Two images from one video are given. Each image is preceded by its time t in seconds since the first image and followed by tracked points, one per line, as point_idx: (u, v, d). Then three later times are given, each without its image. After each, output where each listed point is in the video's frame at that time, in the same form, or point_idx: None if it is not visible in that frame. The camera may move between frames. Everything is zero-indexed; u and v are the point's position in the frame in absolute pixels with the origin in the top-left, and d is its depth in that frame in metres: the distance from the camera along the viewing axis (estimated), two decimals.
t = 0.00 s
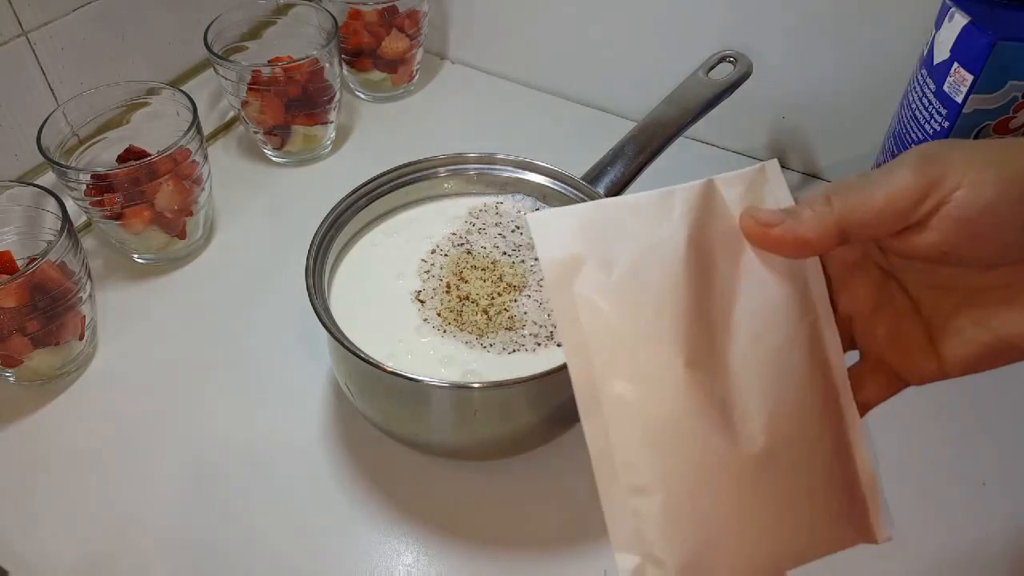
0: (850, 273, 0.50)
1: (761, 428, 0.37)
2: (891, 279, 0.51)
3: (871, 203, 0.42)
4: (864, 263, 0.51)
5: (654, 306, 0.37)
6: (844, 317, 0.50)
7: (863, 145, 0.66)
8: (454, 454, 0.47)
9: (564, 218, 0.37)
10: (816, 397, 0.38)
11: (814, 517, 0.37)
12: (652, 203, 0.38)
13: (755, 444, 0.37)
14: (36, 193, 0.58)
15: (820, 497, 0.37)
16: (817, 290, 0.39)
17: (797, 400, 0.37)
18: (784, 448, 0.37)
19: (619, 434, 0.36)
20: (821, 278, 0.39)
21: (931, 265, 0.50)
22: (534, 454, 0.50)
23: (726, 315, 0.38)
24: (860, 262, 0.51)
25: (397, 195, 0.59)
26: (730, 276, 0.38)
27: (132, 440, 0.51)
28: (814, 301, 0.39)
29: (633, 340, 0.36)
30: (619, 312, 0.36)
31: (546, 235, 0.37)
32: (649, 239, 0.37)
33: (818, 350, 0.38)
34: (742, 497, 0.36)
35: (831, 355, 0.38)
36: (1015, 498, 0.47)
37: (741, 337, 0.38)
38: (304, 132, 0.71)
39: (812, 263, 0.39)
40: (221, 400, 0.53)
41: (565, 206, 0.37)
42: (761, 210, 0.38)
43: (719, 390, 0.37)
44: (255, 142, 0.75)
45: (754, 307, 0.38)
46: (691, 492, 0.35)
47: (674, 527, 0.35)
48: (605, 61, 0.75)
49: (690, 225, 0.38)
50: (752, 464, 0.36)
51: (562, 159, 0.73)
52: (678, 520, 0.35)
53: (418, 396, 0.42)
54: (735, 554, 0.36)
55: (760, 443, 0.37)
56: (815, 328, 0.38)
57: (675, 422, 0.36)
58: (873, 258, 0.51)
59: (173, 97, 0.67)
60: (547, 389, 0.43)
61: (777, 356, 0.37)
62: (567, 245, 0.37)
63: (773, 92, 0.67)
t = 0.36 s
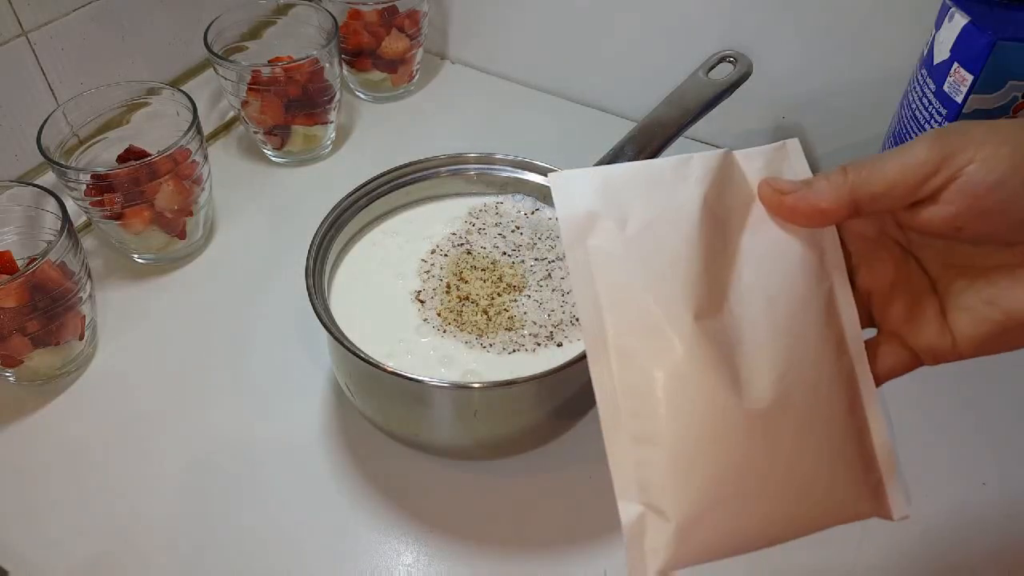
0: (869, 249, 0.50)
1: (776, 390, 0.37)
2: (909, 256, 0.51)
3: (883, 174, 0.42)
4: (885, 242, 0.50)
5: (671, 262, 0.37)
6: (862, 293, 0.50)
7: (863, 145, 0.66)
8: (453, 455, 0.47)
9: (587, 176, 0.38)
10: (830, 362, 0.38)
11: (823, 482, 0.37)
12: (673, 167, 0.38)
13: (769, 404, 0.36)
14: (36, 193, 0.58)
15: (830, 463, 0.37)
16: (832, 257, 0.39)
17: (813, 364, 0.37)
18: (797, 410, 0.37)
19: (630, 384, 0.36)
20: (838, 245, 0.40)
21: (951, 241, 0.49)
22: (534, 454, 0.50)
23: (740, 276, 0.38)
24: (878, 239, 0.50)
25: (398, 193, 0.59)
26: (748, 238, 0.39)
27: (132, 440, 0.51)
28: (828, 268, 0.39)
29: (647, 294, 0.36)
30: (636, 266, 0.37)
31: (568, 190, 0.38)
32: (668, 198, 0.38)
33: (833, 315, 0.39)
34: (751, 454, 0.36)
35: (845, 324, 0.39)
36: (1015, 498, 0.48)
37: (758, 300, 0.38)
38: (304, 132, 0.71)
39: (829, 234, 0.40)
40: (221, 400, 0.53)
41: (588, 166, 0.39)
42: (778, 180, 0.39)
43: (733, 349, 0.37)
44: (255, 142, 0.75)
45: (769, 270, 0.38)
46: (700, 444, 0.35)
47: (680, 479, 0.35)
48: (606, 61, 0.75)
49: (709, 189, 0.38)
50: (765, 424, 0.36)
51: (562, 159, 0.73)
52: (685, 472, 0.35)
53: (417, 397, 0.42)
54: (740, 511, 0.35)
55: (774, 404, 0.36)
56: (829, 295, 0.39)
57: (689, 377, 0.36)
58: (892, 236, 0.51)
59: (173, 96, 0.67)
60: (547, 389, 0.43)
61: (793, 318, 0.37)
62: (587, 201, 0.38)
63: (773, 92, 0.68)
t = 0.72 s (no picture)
0: (883, 250, 0.49)
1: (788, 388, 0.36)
2: (926, 258, 0.50)
3: (903, 172, 0.42)
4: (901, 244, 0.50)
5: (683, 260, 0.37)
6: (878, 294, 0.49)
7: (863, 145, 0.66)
8: (454, 455, 0.47)
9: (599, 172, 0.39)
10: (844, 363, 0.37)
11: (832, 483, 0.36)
12: (686, 163, 0.39)
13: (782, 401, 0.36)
14: (37, 193, 0.58)
15: (842, 465, 0.37)
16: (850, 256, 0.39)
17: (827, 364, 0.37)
18: (809, 410, 0.36)
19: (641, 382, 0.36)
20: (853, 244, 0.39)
21: (968, 242, 0.49)
22: (534, 453, 0.50)
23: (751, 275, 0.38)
24: (893, 240, 0.50)
25: (398, 193, 0.59)
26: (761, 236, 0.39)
27: (131, 439, 0.51)
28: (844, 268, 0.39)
29: (658, 291, 0.37)
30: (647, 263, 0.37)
31: (581, 183, 0.38)
32: (679, 196, 0.38)
33: (848, 315, 0.38)
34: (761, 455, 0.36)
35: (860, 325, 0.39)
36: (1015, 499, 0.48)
37: (770, 297, 0.37)
38: (304, 132, 0.71)
39: (845, 232, 0.39)
40: (221, 400, 0.53)
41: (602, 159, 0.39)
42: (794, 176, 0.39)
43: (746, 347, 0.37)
44: (255, 142, 0.75)
45: (782, 268, 0.38)
46: (709, 444, 0.35)
47: (688, 479, 0.35)
48: (606, 61, 0.75)
49: (722, 187, 0.38)
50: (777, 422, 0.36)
51: (562, 159, 0.73)
52: (693, 473, 0.35)
53: (417, 397, 0.42)
54: (749, 511, 0.35)
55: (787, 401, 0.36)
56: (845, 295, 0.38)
57: (701, 375, 0.35)
58: (908, 236, 0.50)
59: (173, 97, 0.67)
60: (547, 389, 0.43)
61: (806, 315, 0.37)
62: (600, 195, 0.38)
63: (773, 92, 0.68)
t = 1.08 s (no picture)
0: (904, 260, 0.50)
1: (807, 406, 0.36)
2: (951, 269, 0.51)
3: (933, 183, 0.42)
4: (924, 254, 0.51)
5: (701, 275, 0.37)
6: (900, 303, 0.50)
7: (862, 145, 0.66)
8: (454, 455, 0.47)
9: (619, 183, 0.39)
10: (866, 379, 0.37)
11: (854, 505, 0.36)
12: (704, 170, 0.39)
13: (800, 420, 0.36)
14: (37, 193, 0.58)
15: (862, 484, 0.36)
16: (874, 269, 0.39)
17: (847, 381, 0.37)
18: (830, 429, 0.36)
19: (657, 397, 0.36)
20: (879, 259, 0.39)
21: (997, 254, 0.49)
22: (534, 453, 0.50)
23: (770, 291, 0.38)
24: (916, 250, 0.51)
25: (398, 193, 0.59)
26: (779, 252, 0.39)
27: (131, 439, 0.51)
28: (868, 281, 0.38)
29: (678, 307, 0.36)
30: (665, 276, 0.37)
31: (598, 191, 0.39)
32: (700, 207, 0.38)
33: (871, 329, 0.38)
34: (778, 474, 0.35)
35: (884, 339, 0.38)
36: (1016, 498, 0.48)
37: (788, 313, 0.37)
38: (304, 132, 0.71)
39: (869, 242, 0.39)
40: (222, 400, 0.53)
41: (621, 169, 0.39)
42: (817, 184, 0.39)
43: (765, 365, 0.37)
44: (255, 142, 0.75)
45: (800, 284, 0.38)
46: (728, 463, 0.35)
47: (707, 500, 0.35)
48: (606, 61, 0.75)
49: (742, 197, 0.38)
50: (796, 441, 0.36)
51: (562, 159, 0.73)
52: (712, 494, 0.35)
53: (417, 397, 0.42)
54: (766, 531, 0.35)
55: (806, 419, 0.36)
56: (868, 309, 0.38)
57: (719, 392, 0.35)
58: (932, 247, 0.51)
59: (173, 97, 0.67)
60: (547, 389, 0.43)
61: (826, 331, 0.37)
62: (617, 205, 0.38)
63: (773, 92, 0.68)
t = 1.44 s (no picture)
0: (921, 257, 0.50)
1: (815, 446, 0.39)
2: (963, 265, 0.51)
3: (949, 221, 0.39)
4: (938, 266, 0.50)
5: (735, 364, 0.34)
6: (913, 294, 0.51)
7: (862, 145, 0.66)
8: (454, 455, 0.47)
9: (659, 284, 0.30)
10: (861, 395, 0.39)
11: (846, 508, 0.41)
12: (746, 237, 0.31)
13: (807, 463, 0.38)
14: (37, 193, 0.58)
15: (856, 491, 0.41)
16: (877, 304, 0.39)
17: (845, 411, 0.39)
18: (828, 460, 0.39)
19: (694, 487, 0.34)
20: (882, 287, 0.39)
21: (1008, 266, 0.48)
22: (535, 453, 0.50)
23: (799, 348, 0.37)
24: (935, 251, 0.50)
25: (398, 194, 0.59)
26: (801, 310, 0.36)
27: (132, 440, 0.51)
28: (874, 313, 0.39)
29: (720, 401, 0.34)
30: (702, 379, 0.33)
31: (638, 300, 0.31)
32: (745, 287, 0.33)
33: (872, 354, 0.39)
34: (784, 509, 0.38)
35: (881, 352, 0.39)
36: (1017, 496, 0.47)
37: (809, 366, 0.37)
38: (304, 132, 0.71)
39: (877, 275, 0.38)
40: (222, 400, 0.53)
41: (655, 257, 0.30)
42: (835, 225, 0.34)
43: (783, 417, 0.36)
44: (255, 142, 0.75)
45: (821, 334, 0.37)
46: (757, 521, 0.37)
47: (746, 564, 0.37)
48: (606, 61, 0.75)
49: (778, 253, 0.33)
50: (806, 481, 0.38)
51: (562, 160, 0.73)
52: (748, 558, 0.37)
53: (417, 397, 0.42)
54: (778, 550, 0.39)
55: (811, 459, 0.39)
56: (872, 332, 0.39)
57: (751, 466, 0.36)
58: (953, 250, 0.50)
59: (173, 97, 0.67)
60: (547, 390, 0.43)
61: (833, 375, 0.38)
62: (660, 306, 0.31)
63: (772, 92, 0.68)
